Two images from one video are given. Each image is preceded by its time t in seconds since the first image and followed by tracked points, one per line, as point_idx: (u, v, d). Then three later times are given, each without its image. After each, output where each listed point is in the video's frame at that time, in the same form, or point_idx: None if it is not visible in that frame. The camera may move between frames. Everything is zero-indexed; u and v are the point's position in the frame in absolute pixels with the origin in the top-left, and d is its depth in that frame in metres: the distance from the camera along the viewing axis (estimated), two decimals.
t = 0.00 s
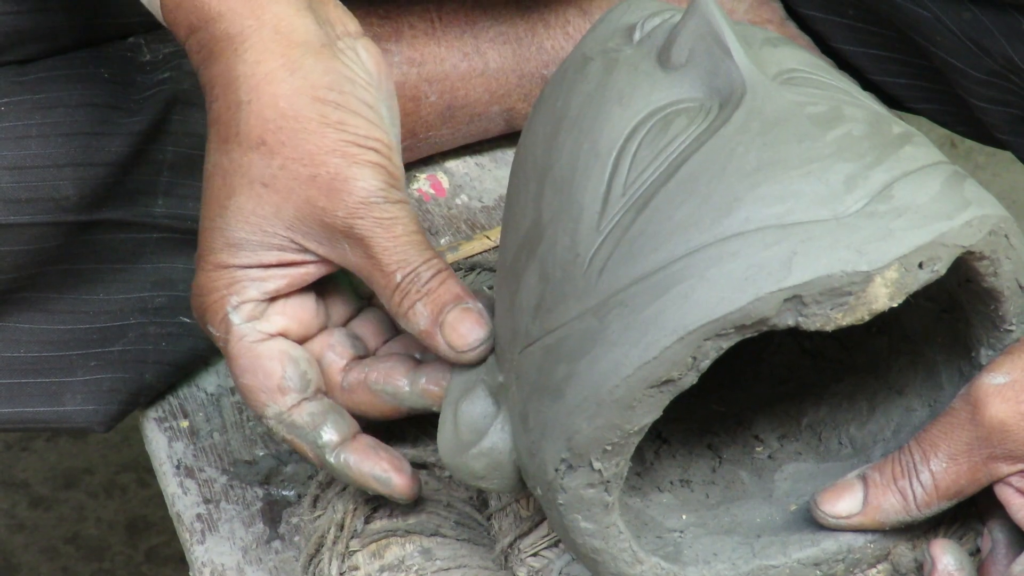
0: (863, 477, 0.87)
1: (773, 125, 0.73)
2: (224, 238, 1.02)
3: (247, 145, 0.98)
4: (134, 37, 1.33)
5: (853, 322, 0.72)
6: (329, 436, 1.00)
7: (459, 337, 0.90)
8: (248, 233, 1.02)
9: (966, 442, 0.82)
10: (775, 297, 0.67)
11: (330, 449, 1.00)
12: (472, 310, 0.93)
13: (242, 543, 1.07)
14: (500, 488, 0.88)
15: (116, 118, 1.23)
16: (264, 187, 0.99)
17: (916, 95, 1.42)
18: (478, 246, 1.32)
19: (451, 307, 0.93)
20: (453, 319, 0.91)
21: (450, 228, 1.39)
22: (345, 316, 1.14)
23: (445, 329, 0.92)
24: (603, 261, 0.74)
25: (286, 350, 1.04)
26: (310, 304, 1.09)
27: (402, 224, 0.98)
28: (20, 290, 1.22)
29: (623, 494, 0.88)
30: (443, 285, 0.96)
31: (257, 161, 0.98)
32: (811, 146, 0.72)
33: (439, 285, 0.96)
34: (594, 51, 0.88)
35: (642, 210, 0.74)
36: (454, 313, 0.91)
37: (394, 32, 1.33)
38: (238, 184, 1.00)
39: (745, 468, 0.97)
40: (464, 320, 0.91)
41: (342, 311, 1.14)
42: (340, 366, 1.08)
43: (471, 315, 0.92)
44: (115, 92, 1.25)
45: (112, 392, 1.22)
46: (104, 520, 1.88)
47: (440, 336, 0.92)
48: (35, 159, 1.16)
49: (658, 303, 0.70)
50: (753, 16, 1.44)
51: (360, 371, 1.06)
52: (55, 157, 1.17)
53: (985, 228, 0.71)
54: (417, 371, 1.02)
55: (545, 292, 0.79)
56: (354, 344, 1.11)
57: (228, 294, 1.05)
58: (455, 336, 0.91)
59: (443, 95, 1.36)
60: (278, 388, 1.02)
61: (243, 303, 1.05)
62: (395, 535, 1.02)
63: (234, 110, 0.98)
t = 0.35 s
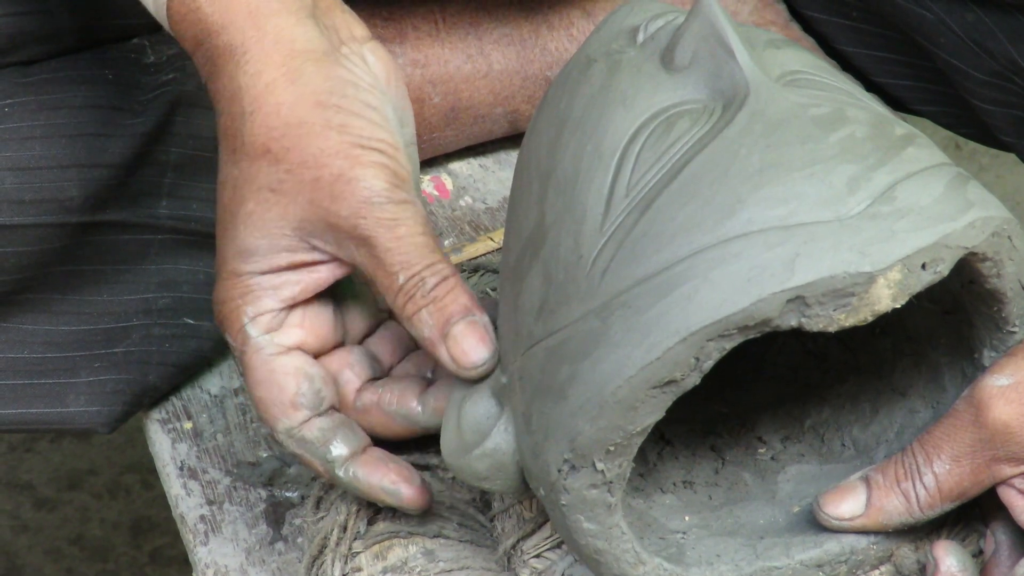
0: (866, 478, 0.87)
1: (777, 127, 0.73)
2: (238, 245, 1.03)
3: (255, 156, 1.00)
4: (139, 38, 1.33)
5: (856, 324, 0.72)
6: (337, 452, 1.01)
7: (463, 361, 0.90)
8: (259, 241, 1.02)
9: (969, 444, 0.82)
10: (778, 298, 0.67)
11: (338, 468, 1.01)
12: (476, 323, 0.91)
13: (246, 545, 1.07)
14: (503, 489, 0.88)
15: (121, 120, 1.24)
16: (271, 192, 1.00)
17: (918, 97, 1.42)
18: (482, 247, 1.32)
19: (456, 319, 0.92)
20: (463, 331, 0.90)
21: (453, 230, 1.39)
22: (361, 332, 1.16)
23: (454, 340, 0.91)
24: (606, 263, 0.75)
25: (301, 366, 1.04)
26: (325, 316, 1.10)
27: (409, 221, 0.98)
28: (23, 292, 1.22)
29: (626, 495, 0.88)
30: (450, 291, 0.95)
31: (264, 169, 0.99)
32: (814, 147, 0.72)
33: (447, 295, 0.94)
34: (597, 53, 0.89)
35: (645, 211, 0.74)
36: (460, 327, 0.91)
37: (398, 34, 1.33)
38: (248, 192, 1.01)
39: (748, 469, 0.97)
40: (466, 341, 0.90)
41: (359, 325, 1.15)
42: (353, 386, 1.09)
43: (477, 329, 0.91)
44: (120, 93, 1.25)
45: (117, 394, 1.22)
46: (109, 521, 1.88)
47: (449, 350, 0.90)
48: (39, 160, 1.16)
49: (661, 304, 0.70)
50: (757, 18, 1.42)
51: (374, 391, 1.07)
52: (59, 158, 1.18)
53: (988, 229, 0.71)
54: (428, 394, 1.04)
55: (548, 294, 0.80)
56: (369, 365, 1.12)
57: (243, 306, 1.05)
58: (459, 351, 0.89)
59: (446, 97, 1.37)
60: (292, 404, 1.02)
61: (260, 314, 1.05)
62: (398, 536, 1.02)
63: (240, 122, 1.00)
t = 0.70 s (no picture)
0: (866, 482, 0.87)
1: (776, 130, 0.73)
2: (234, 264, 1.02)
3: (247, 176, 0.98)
4: (137, 42, 1.33)
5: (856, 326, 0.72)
6: (337, 468, 1.00)
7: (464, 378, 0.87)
8: (257, 259, 1.02)
9: (970, 448, 0.82)
10: (778, 301, 0.67)
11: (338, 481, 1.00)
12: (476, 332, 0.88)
13: (246, 548, 1.07)
14: (503, 492, 0.88)
15: (120, 124, 1.24)
16: (267, 212, 0.99)
17: (919, 99, 1.42)
18: (483, 251, 1.33)
19: (459, 331, 0.89)
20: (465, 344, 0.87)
21: (454, 233, 1.39)
22: (359, 348, 1.16)
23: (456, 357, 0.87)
24: (605, 266, 0.75)
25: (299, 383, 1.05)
26: (322, 335, 1.09)
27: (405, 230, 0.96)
28: (24, 296, 1.22)
29: (626, 498, 0.88)
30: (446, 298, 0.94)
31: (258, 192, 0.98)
32: (814, 150, 0.72)
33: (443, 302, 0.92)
34: (596, 56, 0.89)
35: (645, 214, 0.74)
36: (465, 339, 0.87)
37: (398, 37, 1.33)
38: (245, 212, 1.00)
39: (749, 473, 0.97)
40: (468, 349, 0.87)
41: (357, 343, 1.16)
42: (353, 403, 1.09)
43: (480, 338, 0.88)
44: (119, 97, 1.26)
45: (117, 398, 1.22)
46: (110, 525, 1.88)
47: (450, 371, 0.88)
48: (39, 164, 1.17)
49: (661, 307, 0.70)
50: (757, 21, 1.42)
51: (375, 408, 1.06)
52: (58, 162, 1.18)
53: (989, 232, 0.71)
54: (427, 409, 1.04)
55: (547, 297, 0.79)
56: (369, 381, 1.12)
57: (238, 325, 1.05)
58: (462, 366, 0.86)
59: (446, 100, 1.37)
60: (288, 426, 1.02)
61: (256, 336, 1.05)
62: (399, 540, 1.02)
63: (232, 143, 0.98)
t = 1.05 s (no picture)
0: (873, 482, 0.87)
1: (783, 130, 0.73)
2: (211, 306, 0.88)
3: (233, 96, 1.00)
4: (144, 41, 1.32)
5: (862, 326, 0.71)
6: (306, 380, 0.80)
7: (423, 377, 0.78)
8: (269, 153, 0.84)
9: (978, 448, 0.82)
10: (784, 302, 0.67)
11: (318, 405, 0.79)
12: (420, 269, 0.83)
13: (253, 547, 1.08)
14: (510, 491, 0.88)
15: (126, 122, 1.24)
16: (270, 62, 0.88)
17: (927, 98, 1.42)
18: (491, 250, 1.31)
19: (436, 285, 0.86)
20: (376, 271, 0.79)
21: (461, 232, 1.39)
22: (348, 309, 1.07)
23: (369, 291, 0.78)
24: (611, 266, 0.75)
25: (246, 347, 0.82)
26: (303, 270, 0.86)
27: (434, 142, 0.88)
28: (32, 295, 1.23)
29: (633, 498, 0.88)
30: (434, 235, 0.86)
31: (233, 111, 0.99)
32: (821, 150, 0.72)
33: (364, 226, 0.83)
34: (603, 55, 0.89)
35: (651, 214, 0.74)
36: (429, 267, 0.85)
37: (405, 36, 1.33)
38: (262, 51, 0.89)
39: (755, 472, 0.97)
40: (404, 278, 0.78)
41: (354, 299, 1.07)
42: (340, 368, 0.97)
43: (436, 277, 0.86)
44: (125, 95, 1.26)
45: (123, 396, 1.23)
46: (117, 523, 1.89)
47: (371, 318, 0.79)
48: (46, 163, 1.17)
49: (668, 307, 0.70)
50: (765, 20, 1.42)
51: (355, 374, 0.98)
52: (65, 161, 1.19)
53: (996, 231, 0.71)
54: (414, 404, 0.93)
55: (554, 296, 0.80)
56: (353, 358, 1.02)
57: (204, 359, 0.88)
58: (374, 309, 0.78)
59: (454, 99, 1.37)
60: (274, 300, 0.83)
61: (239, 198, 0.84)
62: (406, 539, 1.01)
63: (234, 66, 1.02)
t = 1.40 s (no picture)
0: (874, 478, 0.87)
1: (785, 126, 0.73)
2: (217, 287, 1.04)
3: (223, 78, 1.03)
4: (145, 37, 1.33)
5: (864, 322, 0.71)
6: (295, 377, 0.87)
7: (474, 336, 0.87)
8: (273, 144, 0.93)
9: (979, 444, 0.82)
10: (786, 297, 0.67)
11: (303, 399, 0.86)
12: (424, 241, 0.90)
13: (254, 543, 1.08)
14: (511, 487, 0.88)
15: (127, 119, 1.24)
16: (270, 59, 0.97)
17: (928, 95, 1.42)
18: (492, 246, 1.32)
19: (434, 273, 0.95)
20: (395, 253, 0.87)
21: (463, 228, 1.39)
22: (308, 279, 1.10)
23: (394, 269, 0.88)
24: (613, 262, 0.75)
25: (242, 342, 0.89)
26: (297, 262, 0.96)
27: (428, 133, 1.00)
28: (33, 291, 1.23)
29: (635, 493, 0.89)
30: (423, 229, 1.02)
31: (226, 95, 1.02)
32: (822, 146, 0.72)
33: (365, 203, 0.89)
34: (605, 51, 0.89)
35: (653, 209, 0.74)
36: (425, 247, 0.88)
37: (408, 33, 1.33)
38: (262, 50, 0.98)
39: (757, 468, 0.97)
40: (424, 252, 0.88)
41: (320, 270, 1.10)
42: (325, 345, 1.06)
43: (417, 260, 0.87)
44: (126, 92, 1.26)
45: (124, 392, 1.24)
46: (119, 521, 1.89)
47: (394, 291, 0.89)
48: (48, 159, 1.17)
49: (669, 302, 0.70)
50: (766, 17, 1.42)
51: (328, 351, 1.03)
52: (67, 158, 1.18)
53: (996, 227, 0.71)
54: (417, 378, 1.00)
55: (555, 292, 0.80)
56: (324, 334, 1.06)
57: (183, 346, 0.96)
58: (404, 285, 0.88)
59: (456, 95, 1.37)
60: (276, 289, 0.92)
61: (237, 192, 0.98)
62: (408, 534, 1.01)
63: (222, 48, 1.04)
